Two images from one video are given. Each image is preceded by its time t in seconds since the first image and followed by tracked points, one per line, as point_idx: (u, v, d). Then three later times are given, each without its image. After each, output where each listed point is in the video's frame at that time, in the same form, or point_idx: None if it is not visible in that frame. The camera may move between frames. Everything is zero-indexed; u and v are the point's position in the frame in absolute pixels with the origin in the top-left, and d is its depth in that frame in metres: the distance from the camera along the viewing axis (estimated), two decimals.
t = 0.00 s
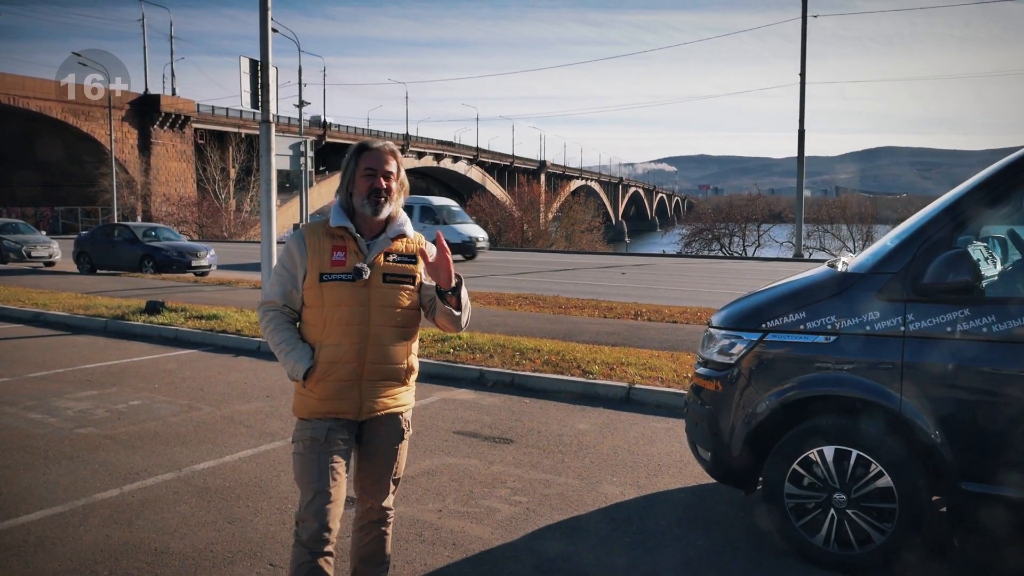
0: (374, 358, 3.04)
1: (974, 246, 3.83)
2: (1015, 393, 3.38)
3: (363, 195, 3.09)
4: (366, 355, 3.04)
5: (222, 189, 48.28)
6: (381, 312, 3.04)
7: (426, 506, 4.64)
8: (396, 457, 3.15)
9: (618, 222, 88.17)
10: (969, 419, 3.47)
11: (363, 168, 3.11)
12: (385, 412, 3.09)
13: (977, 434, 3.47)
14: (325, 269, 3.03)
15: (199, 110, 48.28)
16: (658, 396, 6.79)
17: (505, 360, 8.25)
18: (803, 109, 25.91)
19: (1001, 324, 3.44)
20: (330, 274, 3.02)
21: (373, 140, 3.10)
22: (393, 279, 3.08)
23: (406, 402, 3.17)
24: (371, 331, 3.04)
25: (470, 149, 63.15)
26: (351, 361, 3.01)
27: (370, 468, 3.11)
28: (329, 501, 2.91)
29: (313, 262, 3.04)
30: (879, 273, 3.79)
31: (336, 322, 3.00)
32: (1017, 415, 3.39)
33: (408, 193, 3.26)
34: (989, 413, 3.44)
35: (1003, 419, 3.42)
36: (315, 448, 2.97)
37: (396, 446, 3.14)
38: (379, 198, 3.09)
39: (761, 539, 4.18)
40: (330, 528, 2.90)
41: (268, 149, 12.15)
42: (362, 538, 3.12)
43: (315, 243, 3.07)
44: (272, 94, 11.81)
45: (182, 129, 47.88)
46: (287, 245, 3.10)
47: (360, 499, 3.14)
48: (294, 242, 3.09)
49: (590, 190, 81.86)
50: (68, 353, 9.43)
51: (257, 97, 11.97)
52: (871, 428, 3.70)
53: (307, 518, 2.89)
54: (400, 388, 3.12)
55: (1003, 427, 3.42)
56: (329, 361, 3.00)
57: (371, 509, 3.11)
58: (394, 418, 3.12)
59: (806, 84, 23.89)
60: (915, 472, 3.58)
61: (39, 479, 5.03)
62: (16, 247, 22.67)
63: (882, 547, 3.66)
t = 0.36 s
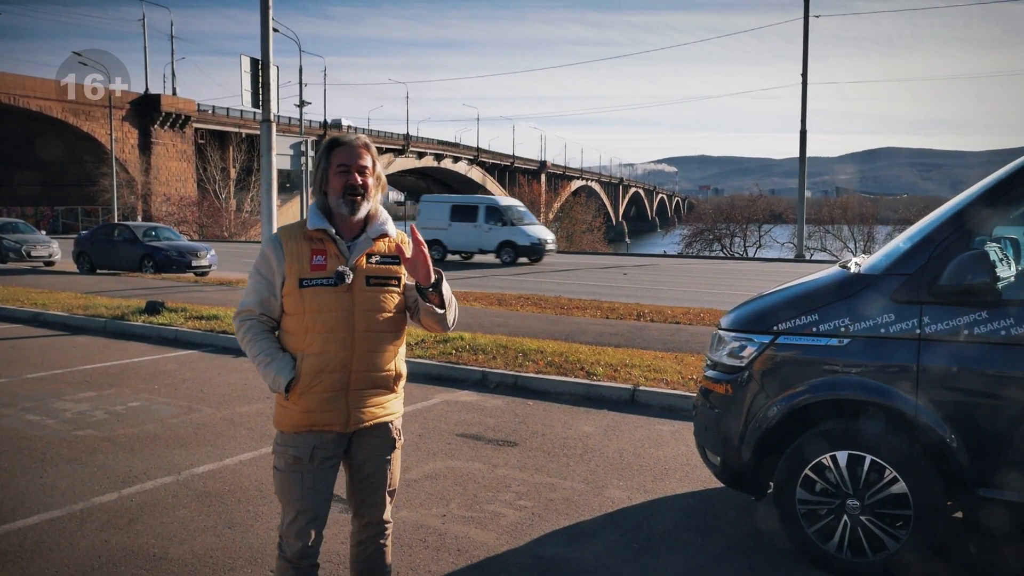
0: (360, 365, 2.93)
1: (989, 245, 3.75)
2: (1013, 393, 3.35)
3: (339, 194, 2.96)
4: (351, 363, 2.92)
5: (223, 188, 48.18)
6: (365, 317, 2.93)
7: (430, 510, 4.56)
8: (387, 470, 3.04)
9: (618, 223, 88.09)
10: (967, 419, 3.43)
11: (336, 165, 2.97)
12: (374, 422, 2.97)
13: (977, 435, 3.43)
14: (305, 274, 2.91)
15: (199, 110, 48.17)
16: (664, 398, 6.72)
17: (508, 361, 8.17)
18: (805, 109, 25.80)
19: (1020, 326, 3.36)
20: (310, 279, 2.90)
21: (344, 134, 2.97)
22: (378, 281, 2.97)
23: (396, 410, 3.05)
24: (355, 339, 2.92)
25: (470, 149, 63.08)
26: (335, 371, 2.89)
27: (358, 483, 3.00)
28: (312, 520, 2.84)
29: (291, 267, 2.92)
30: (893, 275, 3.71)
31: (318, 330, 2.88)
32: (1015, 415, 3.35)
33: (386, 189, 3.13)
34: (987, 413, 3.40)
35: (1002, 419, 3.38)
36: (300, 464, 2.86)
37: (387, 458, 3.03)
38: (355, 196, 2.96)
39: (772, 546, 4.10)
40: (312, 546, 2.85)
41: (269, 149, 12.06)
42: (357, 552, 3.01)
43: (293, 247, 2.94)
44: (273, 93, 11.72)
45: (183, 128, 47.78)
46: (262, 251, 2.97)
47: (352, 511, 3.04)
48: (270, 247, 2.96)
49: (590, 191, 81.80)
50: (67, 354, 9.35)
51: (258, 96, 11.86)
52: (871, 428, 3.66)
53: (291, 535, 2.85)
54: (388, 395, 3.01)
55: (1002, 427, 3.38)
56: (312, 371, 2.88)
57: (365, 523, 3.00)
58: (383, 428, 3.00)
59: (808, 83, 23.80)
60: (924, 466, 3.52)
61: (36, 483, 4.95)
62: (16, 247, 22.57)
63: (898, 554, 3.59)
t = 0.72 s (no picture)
0: (340, 379, 2.83)
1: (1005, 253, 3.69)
2: (1013, 394, 3.32)
3: (314, 200, 2.89)
4: (331, 377, 2.82)
5: (224, 195, 48.17)
6: (343, 328, 2.83)
7: (437, 523, 4.49)
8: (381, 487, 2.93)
9: (618, 230, 88.07)
10: (966, 419, 3.40)
11: (312, 171, 2.91)
12: (359, 439, 2.86)
13: (980, 438, 3.39)
14: (278, 286, 2.81)
15: (201, 117, 48.22)
16: (671, 407, 6.66)
17: (512, 370, 8.11)
18: (806, 116, 25.81)
19: None
20: (284, 291, 2.80)
21: (320, 139, 2.90)
22: (356, 289, 2.88)
23: (382, 423, 2.95)
24: (335, 351, 2.82)
25: (471, 156, 63.13)
26: (315, 386, 2.79)
27: (350, 502, 2.90)
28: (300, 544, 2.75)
29: (263, 280, 2.82)
30: (910, 284, 3.65)
31: (295, 344, 2.78)
32: (1012, 413, 3.32)
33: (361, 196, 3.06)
34: (985, 413, 3.37)
35: (1001, 417, 3.34)
36: (286, 487, 2.77)
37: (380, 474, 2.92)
38: (331, 203, 2.89)
39: (784, 560, 4.03)
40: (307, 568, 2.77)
41: (271, 156, 12.02)
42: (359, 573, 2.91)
43: (264, 259, 2.85)
44: (275, 99, 11.69)
45: (184, 136, 47.81)
46: (232, 265, 2.88)
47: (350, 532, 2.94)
48: (240, 260, 2.87)
49: (591, 198, 81.88)
50: (67, 362, 9.27)
51: (261, 103, 11.83)
52: (874, 435, 3.63)
53: (284, 557, 2.76)
54: (372, 409, 2.91)
55: (1000, 426, 3.35)
56: (291, 387, 2.78)
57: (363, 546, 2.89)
58: (372, 444, 2.90)
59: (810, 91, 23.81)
60: (930, 462, 3.47)
61: (36, 494, 4.88)
62: (16, 254, 22.52)
63: (915, 569, 3.51)
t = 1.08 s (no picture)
0: (319, 389, 2.76)
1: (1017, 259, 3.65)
2: (1014, 394, 3.30)
3: (284, 203, 2.84)
4: (309, 387, 2.75)
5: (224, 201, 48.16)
6: (320, 335, 2.77)
7: (441, 531, 4.44)
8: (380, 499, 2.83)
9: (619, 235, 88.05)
10: (968, 420, 3.38)
11: (280, 174, 2.87)
12: (345, 450, 2.79)
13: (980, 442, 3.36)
14: (250, 296, 2.76)
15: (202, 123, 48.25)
16: (676, 414, 6.61)
17: (516, 376, 8.06)
18: (807, 122, 25.80)
19: None
20: (256, 301, 2.75)
21: (287, 141, 2.88)
22: (332, 294, 2.81)
23: (369, 433, 2.87)
24: (312, 360, 2.76)
25: (472, 161, 63.15)
26: (293, 397, 2.73)
27: (346, 516, 2.81)
28: (289, 559, 2.70)
29: (234, 291, 2.77)
30: (923, 290, 3.61)
31: (271, 355, 2.73)
32: (1015, 414, 3.30)
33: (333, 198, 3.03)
34: (988, 414, 3.35)
35: (1003, 417, 3.32)
36: (272, 501, 2.72)
37: (376, 485, 2.82)
38: (301, 205, 2.84)
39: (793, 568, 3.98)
40: None
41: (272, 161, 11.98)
42: None
43: (236, 269, 2.80)
44: (277, 104, 11.66)
45: (185, 141, 47.83)
46: (204, 276, 2.84)
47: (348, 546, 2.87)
48: (211, 272, 2.82)
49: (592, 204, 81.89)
50: (68, 368, 9.23)
51: (262, 108, 11.81)
52: (879, 442, 3.58)
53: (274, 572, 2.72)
54: (357, 419, 2.83)
55: (1002, 426, 3.32)
56: (268, 400, 2.72)
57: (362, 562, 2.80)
58: (360, 455, 2.82)
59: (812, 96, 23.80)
60: (931, 463, 3.45)
61: (36, 502, 4.83)
62: (17, 259, 22.49)
63: None
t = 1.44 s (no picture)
0: (312, 396, 2.69)
1: None
2: (1014, 392, 3.30)
3: (271, 204, 2.77)
4: (302, 393, 2.68)
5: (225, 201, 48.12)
6: (312, 340, 2.70)
7: (445, 533, 4.41)
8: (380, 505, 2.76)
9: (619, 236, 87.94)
10: (969, 420, 3.38)
11: (265, 175, 2.81)
12: (342, 455, 2.72)
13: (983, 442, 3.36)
14: (242, 301, 2.71)
15: (202, 123, 48.22)
16: (680, 414, 6.58)
17: (519, 377, 8.02)
18: (809, 122, 25.76)
19: None
20: (247, 306, 2.70)
21: (271, 139, 2.81)
22: (324, 297, 2.73)
23: (369, 437, 2.79)
24: (304, 365, 2.69)
25: (473, 162, 63.11)
26: (285, 403, 2.67)
27: (340, 523, 2.73)
28: (289, 562, 2.70)
29: (226, 296, 2.73)
30: (932, 290, 3.58)
31: (262, 360, 2.68)
32: (1014, 413, 3.30)
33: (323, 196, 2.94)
34: (987, 413, 3.35)
35: (1002, 416, 3.33)
36: (269, 506, 2.69)
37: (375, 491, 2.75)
38: (288, 205, 2.77)
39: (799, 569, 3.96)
40: None
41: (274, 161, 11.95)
42: None
43: (228, 274, 2.76)
44: (279, 104, 11.64)
45: (185, 142, 47.80)
46: (200, 281, 2.81)
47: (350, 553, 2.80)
48: (206, 277, 2.79)
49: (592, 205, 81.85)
50: (69, 368, 9.20)
51: (264, 109, 11.79)
52: (886, 444, 3.56)
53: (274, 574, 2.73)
54: (355, 425, 2.75)
55: (1001, 425, 3.33)
56: (261, 406, 2.68)
57: None
58: (359, 460, 2.75)
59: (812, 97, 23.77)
60: (935, 463, 3.43)
61: (39, 503, 4.81)
62: (18, 260, 22.48)
63: None
